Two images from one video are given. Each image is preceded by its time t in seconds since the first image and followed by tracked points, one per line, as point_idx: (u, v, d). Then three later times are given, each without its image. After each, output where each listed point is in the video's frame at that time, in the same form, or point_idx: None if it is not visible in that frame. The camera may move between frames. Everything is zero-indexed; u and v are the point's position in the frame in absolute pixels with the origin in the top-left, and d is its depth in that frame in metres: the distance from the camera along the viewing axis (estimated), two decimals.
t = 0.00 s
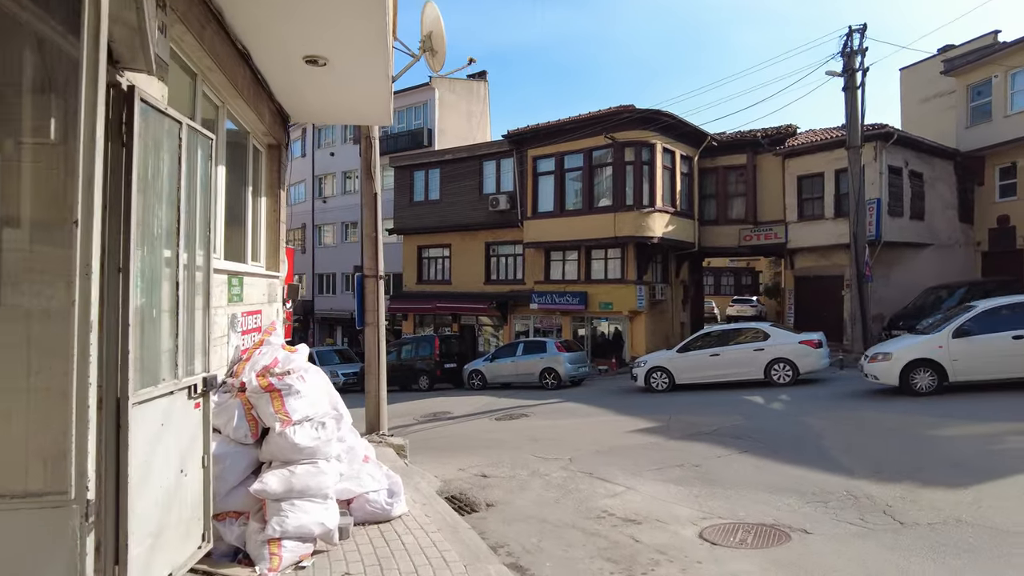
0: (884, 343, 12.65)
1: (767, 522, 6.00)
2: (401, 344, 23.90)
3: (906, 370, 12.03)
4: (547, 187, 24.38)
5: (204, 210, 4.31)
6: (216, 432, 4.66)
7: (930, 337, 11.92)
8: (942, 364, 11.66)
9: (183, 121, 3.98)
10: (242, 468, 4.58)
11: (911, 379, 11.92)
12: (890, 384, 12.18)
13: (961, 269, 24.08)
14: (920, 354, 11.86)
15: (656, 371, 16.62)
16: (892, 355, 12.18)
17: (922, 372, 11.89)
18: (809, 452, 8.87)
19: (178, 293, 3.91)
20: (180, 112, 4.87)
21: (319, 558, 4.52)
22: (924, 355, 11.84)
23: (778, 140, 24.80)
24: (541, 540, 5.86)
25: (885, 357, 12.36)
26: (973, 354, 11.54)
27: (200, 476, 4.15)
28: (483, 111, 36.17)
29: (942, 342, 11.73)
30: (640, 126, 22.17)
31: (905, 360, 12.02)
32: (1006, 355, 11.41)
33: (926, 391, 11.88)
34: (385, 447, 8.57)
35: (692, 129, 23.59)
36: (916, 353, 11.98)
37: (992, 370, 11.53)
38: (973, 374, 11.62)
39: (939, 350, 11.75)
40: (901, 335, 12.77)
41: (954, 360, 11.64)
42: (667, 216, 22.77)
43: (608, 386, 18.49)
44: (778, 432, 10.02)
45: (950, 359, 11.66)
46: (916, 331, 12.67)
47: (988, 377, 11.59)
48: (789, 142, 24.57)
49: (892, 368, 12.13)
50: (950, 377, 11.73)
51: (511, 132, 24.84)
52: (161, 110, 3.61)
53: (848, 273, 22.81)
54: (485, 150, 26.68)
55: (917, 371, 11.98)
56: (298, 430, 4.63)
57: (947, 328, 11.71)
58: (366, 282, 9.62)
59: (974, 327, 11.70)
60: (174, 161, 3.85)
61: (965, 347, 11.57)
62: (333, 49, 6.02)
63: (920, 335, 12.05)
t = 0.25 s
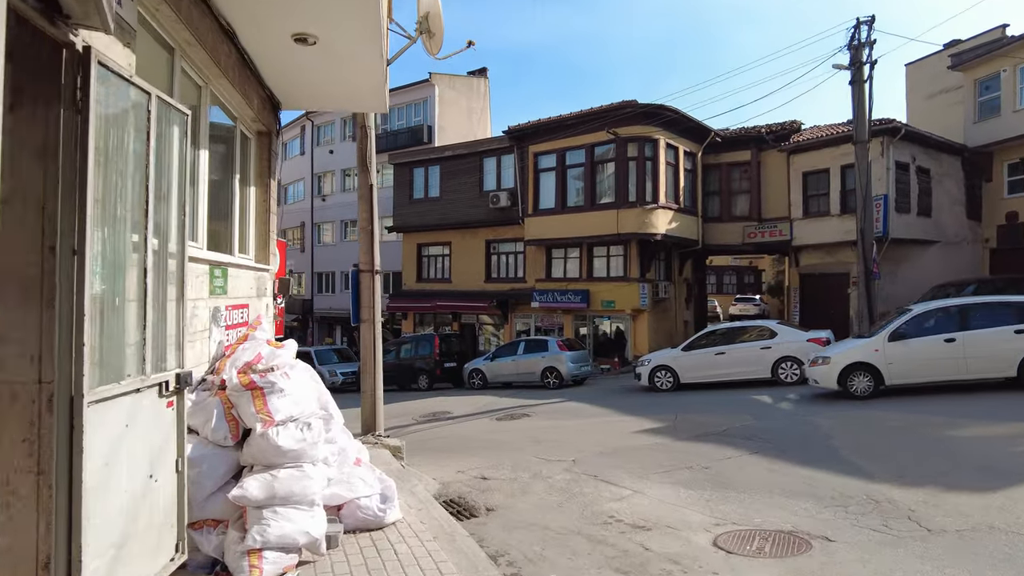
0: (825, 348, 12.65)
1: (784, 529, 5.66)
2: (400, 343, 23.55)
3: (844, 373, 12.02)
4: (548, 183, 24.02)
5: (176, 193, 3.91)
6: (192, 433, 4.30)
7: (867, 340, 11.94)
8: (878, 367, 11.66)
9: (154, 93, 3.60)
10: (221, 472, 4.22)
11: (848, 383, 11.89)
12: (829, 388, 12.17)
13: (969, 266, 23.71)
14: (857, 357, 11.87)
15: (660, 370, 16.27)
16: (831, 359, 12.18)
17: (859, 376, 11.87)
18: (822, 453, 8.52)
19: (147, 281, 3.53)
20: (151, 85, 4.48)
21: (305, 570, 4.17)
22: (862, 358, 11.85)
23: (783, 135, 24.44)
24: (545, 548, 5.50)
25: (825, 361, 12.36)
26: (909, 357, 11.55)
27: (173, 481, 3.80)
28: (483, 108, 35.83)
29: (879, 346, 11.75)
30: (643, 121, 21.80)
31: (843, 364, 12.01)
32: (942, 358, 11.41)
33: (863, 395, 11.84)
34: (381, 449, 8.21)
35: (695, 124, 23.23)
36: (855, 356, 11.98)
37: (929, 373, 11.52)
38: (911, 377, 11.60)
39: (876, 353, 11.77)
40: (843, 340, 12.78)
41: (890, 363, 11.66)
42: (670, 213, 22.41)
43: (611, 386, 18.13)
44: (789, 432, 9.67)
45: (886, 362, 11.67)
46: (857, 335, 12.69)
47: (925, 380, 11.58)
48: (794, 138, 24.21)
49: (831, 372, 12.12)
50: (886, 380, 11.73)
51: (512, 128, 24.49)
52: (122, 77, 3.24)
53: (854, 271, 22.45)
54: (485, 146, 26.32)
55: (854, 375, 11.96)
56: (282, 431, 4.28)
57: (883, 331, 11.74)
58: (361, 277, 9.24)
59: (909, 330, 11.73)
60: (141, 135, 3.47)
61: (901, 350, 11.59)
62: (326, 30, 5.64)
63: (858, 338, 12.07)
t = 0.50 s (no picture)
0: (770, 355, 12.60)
1: (804, 545, 5.30)
2: (401, 344, 23.20)
3: (784, 381, 11.97)
4: (551, 181, 23.66)
5: (143, 179, 3.52)
6: (164, 445, 3.94)
7: (807, 347, 11.91)
8: (816, 374, 11.61)
9: (114, 67, 3.21)
10: (195, 488, 3.86)
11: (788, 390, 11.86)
12: (770, 395, 12.12)
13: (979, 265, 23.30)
14: (796, 364, 11.83)
15: (665, 371, 15.90)
16: (772, 365, 12.14)
17: (798, 383, 11.82)
18: (839, 459, 8.14)
19: (105, 279, 3.15)
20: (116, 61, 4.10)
21: None
22: (802, 365, 11.80)
23: (789, 132, 24.03)
24: (548, 566, 5.14)
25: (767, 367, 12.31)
26: (847, 364, 11.48)
27: (139, 499, 3.43)
28: (485, 106, 35.47)
29: (818, 353, 11.70)
30: (647, 117, 21.41)
31: (783, 371, 11.95)
32: (879, 365, 11.33)
33: (803, 402, 11.79)
34: (376, 456, 7.87)
35: (700, 120, 22.86)
36: (795, 363, 11.92)
37: (868, 381, 11.44)
38: (849, 384, 11.54)
39: (815, 360, 11.72)
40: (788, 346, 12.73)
41: (829, 371, 11.60)
42: (675, 211, 22.03)
43: (615, 387, 17.76)
44: (802, 437, 9.30)
45: (824, 369, 11.61)
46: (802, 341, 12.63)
47: (864, 387, 11.49)
48: (801, 135, 23.81)
49: (772, 378, 12.08)
50: (825, 387, 11.67)
51: (514, 125, 24.14)
52: (68, 46, 2.85)
53: (862, 270, 22.04)
54: (487, 144, 25.96)
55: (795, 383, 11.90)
56: (261, 444, 3.91)
57: (822, 339, 11.69)
58: (356, 277, 8.89)
59: (850, 337, 11.66)
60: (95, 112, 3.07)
61: (839, 358, 11.52)
62: (313, 9, 5.27)
63: (799, 345, 12.04)
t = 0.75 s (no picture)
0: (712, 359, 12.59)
1: (828, 558, 4.96)
2: (402, 344, 22.87)
3: (726, 386, 11.98)
4: (554, 178, 23.32)
5: (108, 163, 3.18)
6: (135, 454, 3.59)
7: (749, 353, 11.94)
8: (758, 380, 11.66)
9: (70, 35, 2.86)
10: (170, 501, 3.51)
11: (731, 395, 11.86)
12: (713, 400, 12.13)
13: (990, 263, 22.90)
14: (738, 370, 11.87)
15: (672, 372, 15.54)
16: (715, 370, 12.13)
17: (742, 388, 11.85)
18: (857, 463, 7.81)
19: (60, 271, 2.81)
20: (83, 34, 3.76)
21: None
22: (744, 371, 11.84)
23: (797, 128, 23.62)
24: None
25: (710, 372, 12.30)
26: (790, 369, 11.58)
27: (106, 516, 3.09)
28: (488, 104, 35.14)
29: (760, 358, 11.77)
30: (653, 112, 21.04)
31: (725, 376, 11.96)
32: (820, 371, 11.47)
33: (746, 407, 11.80)
34: (374, 461, 7.54)
35: (706, 117, 22.51)
36: (738, 369, 11.95)
37: (810, 386, 11.55)
38: (791, 390, 11.63)
39: (757, 366, 11.78)
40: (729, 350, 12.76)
41: (771, 377, 11.66)
42: (681, 209, 21.68)
43: (621, 388, 17.41)
44: (817, 441, 8.95)
45: (767, 375, 11.68)
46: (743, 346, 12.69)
47: (806, 393, 11.59)
48: (809, 131, 23.42)
49: (715, 383, 12.07)
50: (767, 393, 11.74)
51: (517, 121, 23.82)
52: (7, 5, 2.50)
53: (872, 268, 21.65)
54: (489, 141, 25.62)
55: (737, 388, 11.93)
56: (241, 453, 3.56)
57: (764, 345, 11.75)
58: (354, 274, 8.55)
59: (790, 343, 11.75)
60: (45, 84, 2.73)
61: (782, 364, 11.62)
62: None
63: (742, 351, 12.06)
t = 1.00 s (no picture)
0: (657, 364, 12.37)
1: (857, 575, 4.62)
2: (402, 343, 22.53)
3: (667, 392, 11.77)
4: (557, 175, 22.96)
5: (63, 139, 2.82)
6: (101, 465, 3.23)
7: (690, 359, 11.73)
8: (699, 386, 11.47)
9: None
10: (139, 516, 3.16)
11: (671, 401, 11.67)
12: (656, 406, 11.93)
13: (1000, 261, 22.54)
14: (678, 376, 11.65)
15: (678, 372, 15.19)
16: (657, 376, 11.91)
17: (681, 394, 11.67)
18: (876, 468, 7.48)
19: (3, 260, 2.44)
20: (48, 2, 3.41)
21: None
22: (684, 377, 11.63)
23: (803, 125, 23.28)
24: None
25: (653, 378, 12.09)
26: (728, 376, 11.39)
27: (63, 536, 2.72)
28: (489, 101, 34.82)
29: (700, 364, 11.58)
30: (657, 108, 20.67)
31: (666, 382, 11.76)
32: (758, 378, 11.27)
33: (686, 414, 11.61)
34: (370, 466, 7.19)
35: (711, 113, 22.15)
36: (678, 375, 11.74)
37: (748, 393, 11.35)
38: (730, 397, 11.44)
39: (696, 372, 11.58)
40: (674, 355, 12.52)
41: (711, 383, 11.46)
42: (686, 206, 21.32)
43: (625, 389, 17.06)
44: (833, 444, 8.60)
45: (706, 381, 11.48)
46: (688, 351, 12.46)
47: (745, 400, 11.40)
48: (815, 128, 23.07)
49: (656, 389, 11.86)
50: (708, 399, 11.52)
51: (519, 118, 23.46)
52: None
53: (880, 267, 21.28)
54: (491, 138, 25.27)
55: (678, 394, 11.72)
56: (218, 464, 3.21)
57: (703, 350, 11.54)
58: (350, 270, 8.20)
59: (730, 348, 11.54)
60: None
61: (720, 370, 11.42)
62: None
63: (683, 356, 11.84)
